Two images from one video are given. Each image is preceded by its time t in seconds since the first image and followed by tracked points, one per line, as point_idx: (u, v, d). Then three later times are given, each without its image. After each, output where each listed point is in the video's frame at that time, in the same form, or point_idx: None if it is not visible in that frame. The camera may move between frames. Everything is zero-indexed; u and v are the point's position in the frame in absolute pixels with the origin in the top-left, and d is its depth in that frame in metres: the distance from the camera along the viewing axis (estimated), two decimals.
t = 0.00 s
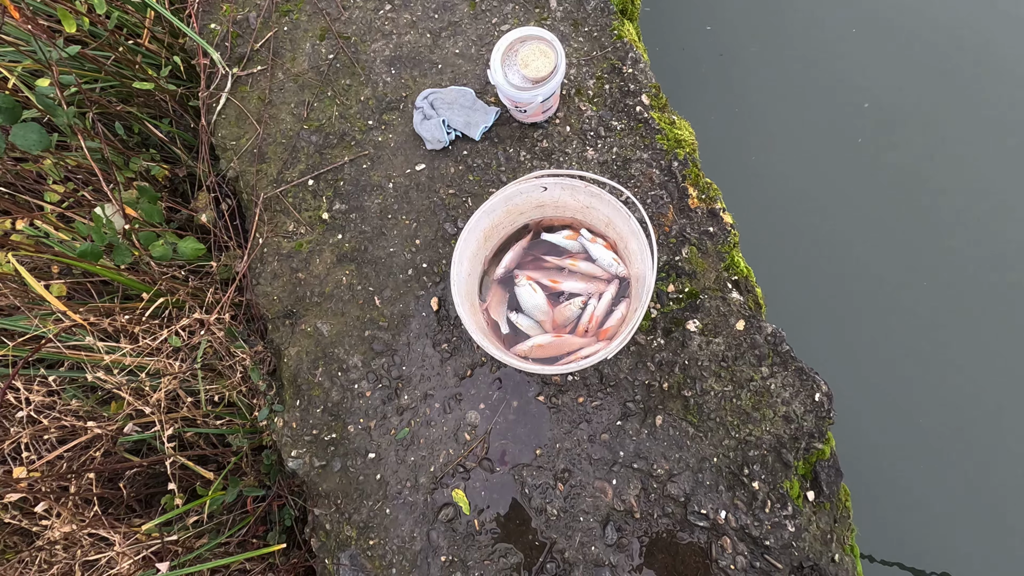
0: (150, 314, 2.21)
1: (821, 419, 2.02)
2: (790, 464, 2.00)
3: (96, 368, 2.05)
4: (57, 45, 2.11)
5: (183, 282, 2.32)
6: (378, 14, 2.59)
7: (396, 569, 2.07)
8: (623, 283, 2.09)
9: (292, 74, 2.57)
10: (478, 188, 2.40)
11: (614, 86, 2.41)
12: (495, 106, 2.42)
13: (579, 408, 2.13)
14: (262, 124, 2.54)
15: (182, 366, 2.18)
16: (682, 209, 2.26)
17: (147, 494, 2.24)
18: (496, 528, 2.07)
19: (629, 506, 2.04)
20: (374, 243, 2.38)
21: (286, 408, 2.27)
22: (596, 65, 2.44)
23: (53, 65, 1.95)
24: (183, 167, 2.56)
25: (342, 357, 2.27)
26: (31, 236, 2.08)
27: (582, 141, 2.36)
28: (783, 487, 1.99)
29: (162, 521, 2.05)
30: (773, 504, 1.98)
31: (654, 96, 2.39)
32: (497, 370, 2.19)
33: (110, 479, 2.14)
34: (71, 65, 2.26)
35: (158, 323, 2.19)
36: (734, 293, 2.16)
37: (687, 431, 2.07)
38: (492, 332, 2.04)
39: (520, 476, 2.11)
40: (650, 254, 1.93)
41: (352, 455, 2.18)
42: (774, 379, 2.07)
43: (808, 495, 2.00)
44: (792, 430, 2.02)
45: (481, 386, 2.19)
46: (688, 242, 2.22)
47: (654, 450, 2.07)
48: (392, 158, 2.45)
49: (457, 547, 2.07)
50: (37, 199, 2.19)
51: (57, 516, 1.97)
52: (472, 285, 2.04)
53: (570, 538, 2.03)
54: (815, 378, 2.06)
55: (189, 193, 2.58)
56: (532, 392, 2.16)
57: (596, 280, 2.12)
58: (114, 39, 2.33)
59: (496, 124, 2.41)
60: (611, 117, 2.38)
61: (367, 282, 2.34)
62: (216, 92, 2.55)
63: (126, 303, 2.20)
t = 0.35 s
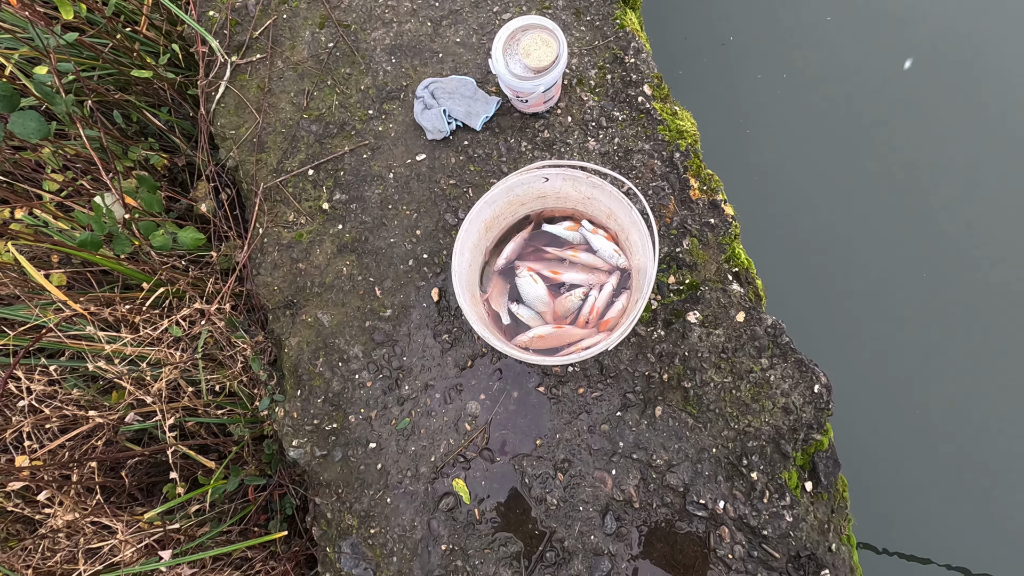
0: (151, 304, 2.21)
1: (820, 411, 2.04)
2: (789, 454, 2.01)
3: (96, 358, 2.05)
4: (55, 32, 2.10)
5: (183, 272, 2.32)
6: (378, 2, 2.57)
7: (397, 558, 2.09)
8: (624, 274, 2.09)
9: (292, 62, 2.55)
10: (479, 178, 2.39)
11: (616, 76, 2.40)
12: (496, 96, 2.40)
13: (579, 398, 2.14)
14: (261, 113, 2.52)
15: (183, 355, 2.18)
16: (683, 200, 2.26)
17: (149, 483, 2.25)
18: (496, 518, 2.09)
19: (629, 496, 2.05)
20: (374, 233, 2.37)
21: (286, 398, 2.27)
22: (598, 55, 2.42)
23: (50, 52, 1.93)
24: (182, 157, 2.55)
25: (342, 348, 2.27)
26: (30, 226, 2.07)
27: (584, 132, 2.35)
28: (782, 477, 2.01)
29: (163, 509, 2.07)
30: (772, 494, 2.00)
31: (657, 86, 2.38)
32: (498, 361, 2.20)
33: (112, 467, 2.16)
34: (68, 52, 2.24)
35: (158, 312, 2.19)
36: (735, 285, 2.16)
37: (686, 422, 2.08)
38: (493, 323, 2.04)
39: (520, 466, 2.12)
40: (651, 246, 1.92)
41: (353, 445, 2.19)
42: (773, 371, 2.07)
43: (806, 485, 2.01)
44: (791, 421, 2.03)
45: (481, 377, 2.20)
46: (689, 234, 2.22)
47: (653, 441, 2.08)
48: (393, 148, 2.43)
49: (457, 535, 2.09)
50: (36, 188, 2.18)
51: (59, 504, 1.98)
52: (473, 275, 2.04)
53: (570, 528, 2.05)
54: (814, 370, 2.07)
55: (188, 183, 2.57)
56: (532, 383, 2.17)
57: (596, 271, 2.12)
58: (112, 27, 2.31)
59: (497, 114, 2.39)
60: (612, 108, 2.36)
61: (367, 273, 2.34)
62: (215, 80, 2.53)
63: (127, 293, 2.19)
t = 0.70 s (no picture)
0: (148, 295, 2.19)
1: (821, 404, 2.03)
2: (790, 447, 2.01)
3: (93, 349, 2.03)
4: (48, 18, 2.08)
5: (181, 263, 2.30)
6: None
7: (396, 550, 2.08)
8: (625, 266, 2.07)
9: (289, 51, 2.52)
10: (479, 169, 2.37)
11: (618, 66, 2.37)
12: (496, 85, 2.38)
13: (579, 391, 2.13)
14: (259, 103, 2.49)
15: (180, 347, 2.17)
16: (685, 191, 2.24)
17: (147, 475, 2.24)
18: (495, 510, 2.08)
19: (629, 489, 2.04)
20: (374, 224, 2.35)
21: (285, 390, 2.26)
22: (599, 44, 2.39)
23: (43, 38, 1.91)
24: (179, 147, 2.53)
25: (341, 340, 2.26)
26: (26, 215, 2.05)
27: (585, 122, 2.32)
28: (783, 470, 2.00)
29: (162, 501, 2.06)
30: (773, 487, 1.99)
31: (659, 76, 2.35)
32: (497, 353, 2.18)
33: (110, 459, 2.14)
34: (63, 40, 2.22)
35: (155, 304, 2.17)
36: (737, 278, 2.15)
37: (687, 414, 2.07)
38: (493, 314, 2.03)
39: (519, 458, 2.11)
40: (653, 237, 1.90)
41: (352, 437, 2.18)
42: (775, 364, 2.06)
43: (807, 478, 2.00)
44: (792, 414, 2.02)
45: (481, 369, 2.19)
46: (691, 225, 2.20)
47: (654, 433, 2.07)
48: (392, 138, 2.41)
49: (456, 528, 2.08)
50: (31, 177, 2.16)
51: (57, 496, 1.97)
52: (472, 267, 2.02)
53: (570, 520, 2.04)
54: (816, 362, 2.06)
55: (186, 173, 2.55)
56: (532, 375, 2.15)
57: (597, 263, 2.10)
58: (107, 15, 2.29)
59: (497, 104, 2.37)
60: (614, 98, 2.34)
61: (366, 264, 2.32)
62: (212, 69, 2.50)
63: (123, 284, 2.17)
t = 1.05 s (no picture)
0: (130, 280, 2.12)
1: (827, 390, 1.95)
2: (794, 436, 1.94)
3: (72, 334, 1.96)
4: None
5: (165, 248, 2.23)
6: None
7: (386, 542, 2.01)
8: (623, 248, 2.00)
9: (278, 31, 2.45)
10: (473, 151, 2.30)
11: (616, 45, 2.30)
12: (491, 65, 2.31)
13: (576, 377, 2.06)
14: (247, 84, 2.42)
15: (164, 333, 2.11)
16: (685, 172, 2.17)
17: (130, 467, 2.16)
18: (489, 501, 2.01)
19: (627, 479, 1.97)
20: (364, 208, 2.28)
21: (272, 377, 2.19)
22: (597, 23, 2.32)
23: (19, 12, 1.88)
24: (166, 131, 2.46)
25: (330, 326, 2.19)
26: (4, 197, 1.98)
27: (582, 102, 2.26)
28: (787, 460, 1.93)
29: (143, 492, 2.00)
30: (776, 477, 1.92)
31: (658, 55, 2.29)
32: (491, 340, 2.11)
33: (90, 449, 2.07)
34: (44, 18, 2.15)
35: (138, 289, 2.10)
36: (739, 262, 2.08)
37: (688, 402, 2.00)
38: (486, 298, 1.96)
39: (514, 447, 2.04)
40: (652, 215, 1.83)
41: (341, 426, 2.11)
42: (779, 349, 1.99)
43: (812, 468, 1.93)
44: (797, 401, 1.94)
45: (475, 356, 2.12)
46: (692, 207, 2.13)
47: (653, 422, 2.00)
48: (383, 119, 2.34)
49: (448, 519, 2.01)
50: (10, 157, 2.08)
51: (35, 487, 1.91)
52: (465, 248, 1.95)
53: (566, 511, 1.97)
54: (822, 348, 1.98)
55: (173, 160, 2.47)
56: (527, 362, 2.09)
57: (594, 245, 2.03)
58: None
59: (492, 85, 2.30)
60: (612, 78, 2.27)
61: (356, 248, 2.25)
62: (199, 50, 2.42)
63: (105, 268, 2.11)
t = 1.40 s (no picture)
0: (130, 280, 2.12)
1: (827, 384, 1.96)
2: (795, 430, 1.94)
3: (73, 336, 1.97)
4: None
5: (165, 248, 2.23)
6: None
7: (389, 540, 2.02)
8: (623, 245, 2.00)
9: (275, 29, 2.44)
10: (472, 148, 2.29)
11: (614, 40, 2.29)
12: (489, 61, 2.30)
13: (577, 374, 2.06)
14: (244, 82, 2.41)
15: (165, 334, 2.10)
16: (685, 168, 2.16)
17: (133, 467, 2.17)
18: (491, 498, 2.01)
19: (628, 475, 1.98)
20: (363, 206, 2.28)
21: (273, 377, 2.19)
22: (595, 17, 2.31)
23: (13, 12, 1.87)
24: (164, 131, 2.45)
25: (330, 325, 2.19)
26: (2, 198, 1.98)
27: (581, 98, 2.25)
28: (787, 454, 1.94)
29: (146, 492, 2.00)
30: (777, 471, 1.92)
31: (656, 50, 2.27)
32: (492, 337, 2.11)
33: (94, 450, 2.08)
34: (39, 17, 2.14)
35: (138, 289, 2.10)
36: (739, 256, 2.08)
37: (689, 397, 2.00)
38: (486, 296, 1.96)
39: (516, 444, 2.04)
40: (652, 211, 1.82)
41: (343, 425, 2.11)
42: (779, 344, 1.99)
43: (813, 462, 1.94)
44: (797, 395, 1.95)
45: (476, 354, 2.12)
46: (691, 203, 2.13)
47: (654, 417, 2.00)
48: (381, 117, 2.33)
49: (451, 516, 2.01)
50: (8, 158, 2.07)
51: (38, 488, 1.91)
52: (465, 246, 1.95)
53: (568, 507, 1.98)
54: (822, 342, 1.98)
55: (171, 159, 2.47)
56: (528, 359, 2.09)
57: (594, 241, 2.02)
58: None
59: (490, 81, 2.29)
60: (610, 73, 2.26)
61: (356, 247, 2.25)
62: (195, 48, 2.41)
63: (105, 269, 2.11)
